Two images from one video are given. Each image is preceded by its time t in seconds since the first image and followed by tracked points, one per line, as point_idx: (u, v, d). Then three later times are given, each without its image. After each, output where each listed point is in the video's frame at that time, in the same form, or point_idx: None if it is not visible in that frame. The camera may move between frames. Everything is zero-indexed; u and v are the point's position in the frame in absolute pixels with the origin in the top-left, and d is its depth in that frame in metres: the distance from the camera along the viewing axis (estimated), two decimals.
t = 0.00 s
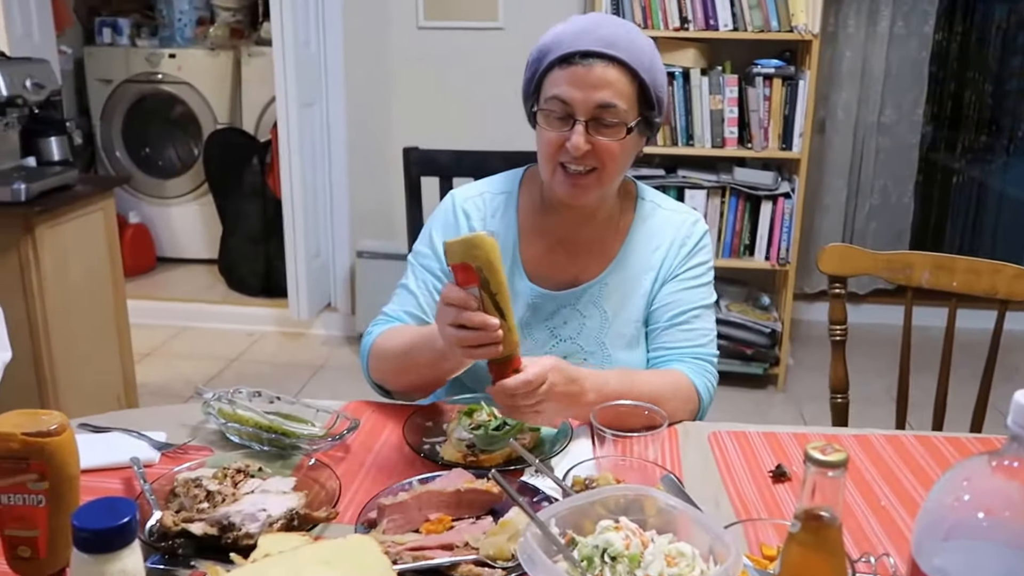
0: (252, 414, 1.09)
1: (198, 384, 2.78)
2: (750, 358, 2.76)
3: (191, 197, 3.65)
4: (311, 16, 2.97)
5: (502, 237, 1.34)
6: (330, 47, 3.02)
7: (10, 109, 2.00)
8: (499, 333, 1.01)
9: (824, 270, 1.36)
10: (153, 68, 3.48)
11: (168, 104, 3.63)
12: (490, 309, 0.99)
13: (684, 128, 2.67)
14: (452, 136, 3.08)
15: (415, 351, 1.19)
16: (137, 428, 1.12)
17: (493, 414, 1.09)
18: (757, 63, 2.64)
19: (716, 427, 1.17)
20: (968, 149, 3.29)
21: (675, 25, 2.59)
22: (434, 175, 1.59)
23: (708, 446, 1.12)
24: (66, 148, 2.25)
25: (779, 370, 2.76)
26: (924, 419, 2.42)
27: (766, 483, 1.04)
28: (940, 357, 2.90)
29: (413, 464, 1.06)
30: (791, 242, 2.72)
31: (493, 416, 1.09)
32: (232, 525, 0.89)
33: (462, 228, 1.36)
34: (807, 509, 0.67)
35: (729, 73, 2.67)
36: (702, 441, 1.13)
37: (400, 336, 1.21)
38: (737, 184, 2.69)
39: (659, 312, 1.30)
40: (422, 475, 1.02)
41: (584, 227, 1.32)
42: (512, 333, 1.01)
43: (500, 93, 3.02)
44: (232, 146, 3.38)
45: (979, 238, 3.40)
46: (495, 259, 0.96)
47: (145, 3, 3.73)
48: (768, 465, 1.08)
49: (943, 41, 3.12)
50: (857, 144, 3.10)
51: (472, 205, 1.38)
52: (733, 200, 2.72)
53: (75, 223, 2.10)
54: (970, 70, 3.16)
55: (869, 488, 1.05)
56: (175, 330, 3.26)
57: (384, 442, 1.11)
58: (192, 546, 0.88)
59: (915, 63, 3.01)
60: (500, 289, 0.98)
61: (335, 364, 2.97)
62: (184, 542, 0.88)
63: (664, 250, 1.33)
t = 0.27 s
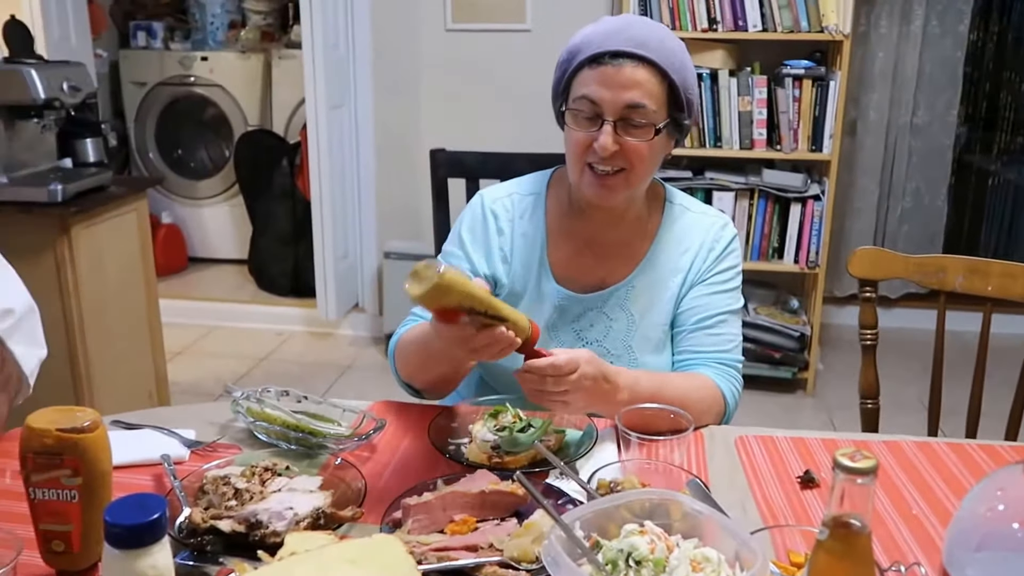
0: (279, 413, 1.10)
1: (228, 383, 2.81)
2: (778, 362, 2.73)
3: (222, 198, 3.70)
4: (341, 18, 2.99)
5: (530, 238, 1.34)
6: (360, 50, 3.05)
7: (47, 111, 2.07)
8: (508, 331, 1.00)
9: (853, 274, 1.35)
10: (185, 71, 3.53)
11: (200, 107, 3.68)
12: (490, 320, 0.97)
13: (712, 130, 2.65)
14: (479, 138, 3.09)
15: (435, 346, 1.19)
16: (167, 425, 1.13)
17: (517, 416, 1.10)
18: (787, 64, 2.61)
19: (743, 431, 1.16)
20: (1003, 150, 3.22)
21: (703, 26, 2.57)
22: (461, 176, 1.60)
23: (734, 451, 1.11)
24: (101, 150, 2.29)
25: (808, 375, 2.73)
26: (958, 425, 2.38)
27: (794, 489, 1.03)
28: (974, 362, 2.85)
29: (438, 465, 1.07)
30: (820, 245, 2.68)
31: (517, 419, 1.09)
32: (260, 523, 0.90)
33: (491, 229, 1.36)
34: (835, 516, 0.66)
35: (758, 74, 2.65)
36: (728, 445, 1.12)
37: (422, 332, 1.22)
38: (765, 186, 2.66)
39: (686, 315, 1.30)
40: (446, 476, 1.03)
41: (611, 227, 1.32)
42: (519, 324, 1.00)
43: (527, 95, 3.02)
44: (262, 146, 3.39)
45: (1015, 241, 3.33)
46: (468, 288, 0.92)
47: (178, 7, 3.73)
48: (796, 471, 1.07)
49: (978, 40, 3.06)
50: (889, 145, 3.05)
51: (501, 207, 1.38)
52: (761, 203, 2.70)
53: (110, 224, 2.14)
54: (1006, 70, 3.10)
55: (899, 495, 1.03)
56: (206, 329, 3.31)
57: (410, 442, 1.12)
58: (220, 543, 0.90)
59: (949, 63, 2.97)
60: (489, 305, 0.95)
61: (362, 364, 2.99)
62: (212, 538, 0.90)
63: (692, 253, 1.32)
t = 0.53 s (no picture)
0: (314, 412, 1.11)
1: (261, 381, 2.84)
2: (812, 366, 2.71)
3: (257, 198, 3.73)
4: (375, 19, 3.01)
5: (562, 240, 1.34)
6: (393, 51, 3.06)
7: (86, 111, 2.11)
8: (539, 347, 1.04)
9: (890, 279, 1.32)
10: (222, 71, 3.57)
11: (236, 107, 3.71)
12: (520, 339, 1.02)
13: (747, 132, 2.63)
14: (510, 139, 3.09)
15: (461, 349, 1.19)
16: (205, 423, 1.15)
17: (550, 418, 1.10)
18: (822, 66, 2.59)
19: (777, 435, 1.15)
20: None
21: (738, 28, 2.56)
22: (495, 177, 1.60)
23: (768, 455, 1.10)
24: (138, 149, 2.32)
25: (842, 379, 2.70)
26: (995, 432, 2.35)
27: (829, 494, 1.02)
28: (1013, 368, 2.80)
29: (470, 466, 1.07)
30: (855, 249, 2.66)
31: (550, 420, 1.10)
32: (294, 520, 0.90)
33: (521, 232, 1.36)
34: (871, 523, 0.67)
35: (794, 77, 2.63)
36: (762, 449, 1.11)
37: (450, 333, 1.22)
38: (800, 188, 2.64)
39: (718, 317, 1.29)
40: (479, 477, 1.03)
41: (643, 229, 1.31)
42: (549, 340, 1.03)
43: (559, 96, 3.02)
44: (296, 146, 3.42)
45: None
46: (496, 312, 0.97)
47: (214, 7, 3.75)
48: (831, 477, 1.06)
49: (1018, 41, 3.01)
50: (925, 148, 3.01)
51: (531, 209, 1.38)
52: (796, 205, 2.68)
53: (147, 222, 2.17)
54: None
55: (936, 502, 1.02)
56: (239, 327, 3.34)
57: (442, 443, 1.12)
58: (255, 540, 0.90)
59: (987, 64, 2.92)
60: (519, 325, 1.00)
61: (394, 363, 3.00)
62: (247, 535, 0.91)
63: (724, 254, 1.31)
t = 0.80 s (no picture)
0: (354, 410, 1.12)
1: (301, 378, 2.87)
2: (852, 370, 2.68)
3: (296, 197, 3.76)
4: (415, 21, 3.02)
5: (597, 241, 1.34)
6: (433, 53, 3.06)
7: (130, 110, 2.15)
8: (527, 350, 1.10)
9: (932, 282, 1.32)
10: (264, 71, 3.62)
11: (277, 107, 3.76)
12: (516, 326, 1.09)
13: (787, 134, 2.61)
14: (549, 139, 3.09)
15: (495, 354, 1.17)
16: (245, 420, 1.16)
17: (589, 419, 1.10)
18: (865, 68, 2.56)
19: (818, 440, 1.14)
20: None
21: (779, 30, 2.54)
22: (533, 177, 1.60)
23: (809, 460, 1.09)
24: (180, 148, 2.35)
25: (883, 384, 2.67)
26: None
27: (870, 499, 1.01)
28: None
29: (507, 466, 1.07)
30: (897, 252, 2.61)
31: (589, 421, 1.10)
32: (334, 518, 0.91)
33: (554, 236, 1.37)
34: (916, 530, 0.66)
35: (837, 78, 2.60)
36: (802, 454, 1.10)
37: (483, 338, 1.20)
38: (841, 191, 2.61)
39: (757, 319, 1.28)
40: (517, 477, 1.02)
41: (678, 233, 1.30)
42: (540, 349, 1.09)
43: (599, 97, 3.01)
44: (337, 146, 3.44)
45: None
46: (511, 283, 1.04)
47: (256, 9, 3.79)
48: (873, 482, 1.04)
49: None
50: (969, 151, 2.97)
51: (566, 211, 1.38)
52: (837, 208, 2.65)
53: (189, 219, 2.20)
54: None
55: (980, 510, 1.01)
56: (279, 325, 3.38)
57: (481, 442, 1.12)
58: (295, 536, 0.91)
59: None
60: (520, 312, 1.07)
61: (431, 363, 3.02)
62: (287, 532, 0.91)
63: (762, 256, 1.30)
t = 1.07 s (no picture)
0: (398, 409, 1.13)
1: (344, 376, 2.89)
2: (898, 376, 2.64)
3: (340, 198, 3.80)
4: (459, 22, 3.03)
5: (633, 244, 1.33)
6: (475, 54, 3.07)
7: (180, 110, 2.18)
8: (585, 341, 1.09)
9: (983, 286, 1.29)
10: (308, 72, 3.66)
11: (321, 107, 3.80)
12: (576, 316, 1.08)
13: (834, 136, 2.59)
14: (592, 141, 3.08)
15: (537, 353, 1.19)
16: (291, 416, 1.17)
17: (633, 421, 1.10)
18: (915, 69, 2.53)
19: (864, 445, 1.12)
20: None
21: (826, 30, 2.52)
22: (576, 178, 1.60)
23: (856, 465, 1.07)
24: (227, 148, 2.37)
25: (929, 391, 2.62)
26: None
27: (920, 506, 0.99)
28: None
29: (550, 467, 1.06)
30: (946, 256, 2.59)
31: (633, 424, 1.10)
32: (379, 515, 0.91)
33: (590, 239, 1.36)
34: (971, 537, 0.65)
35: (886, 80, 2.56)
36: (848, 459, 1.09)
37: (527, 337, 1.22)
38: (888, 194, 2.58)
39: (799, 322, 1.27)
40: (560, 477, 1.02)
41: (717, 236, 1.30)
42: (597, 339, 1.09)
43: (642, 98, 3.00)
44: (381, 147, 3.46)
45: None
46: (574, 274, 1.05)
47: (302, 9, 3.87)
48: (922, 489, 1.02)
49: None
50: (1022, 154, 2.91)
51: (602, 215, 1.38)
52: (884, 211, 2.62)
53: (235, 219, 2.23)
54: None
55: None
56: (322, 324, 3.42)
57: (525, 442, 1.12)
58: (341, 532, 0.91)
59: None
60: (582, 301, 1.07)
61: (473, 363, 3.03)
62: (334, 527, 0.91)
63: (804, 257, 1.29)
